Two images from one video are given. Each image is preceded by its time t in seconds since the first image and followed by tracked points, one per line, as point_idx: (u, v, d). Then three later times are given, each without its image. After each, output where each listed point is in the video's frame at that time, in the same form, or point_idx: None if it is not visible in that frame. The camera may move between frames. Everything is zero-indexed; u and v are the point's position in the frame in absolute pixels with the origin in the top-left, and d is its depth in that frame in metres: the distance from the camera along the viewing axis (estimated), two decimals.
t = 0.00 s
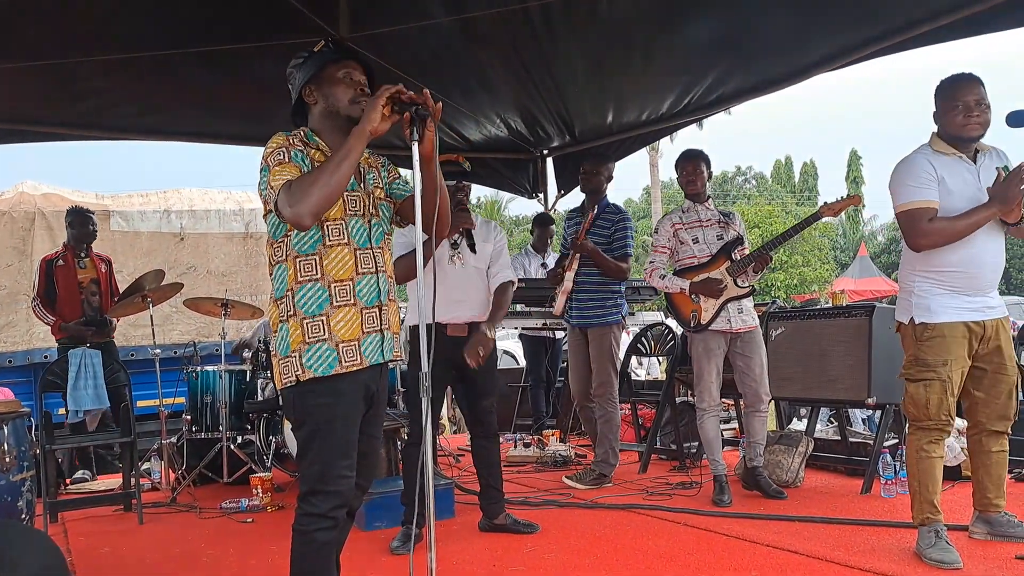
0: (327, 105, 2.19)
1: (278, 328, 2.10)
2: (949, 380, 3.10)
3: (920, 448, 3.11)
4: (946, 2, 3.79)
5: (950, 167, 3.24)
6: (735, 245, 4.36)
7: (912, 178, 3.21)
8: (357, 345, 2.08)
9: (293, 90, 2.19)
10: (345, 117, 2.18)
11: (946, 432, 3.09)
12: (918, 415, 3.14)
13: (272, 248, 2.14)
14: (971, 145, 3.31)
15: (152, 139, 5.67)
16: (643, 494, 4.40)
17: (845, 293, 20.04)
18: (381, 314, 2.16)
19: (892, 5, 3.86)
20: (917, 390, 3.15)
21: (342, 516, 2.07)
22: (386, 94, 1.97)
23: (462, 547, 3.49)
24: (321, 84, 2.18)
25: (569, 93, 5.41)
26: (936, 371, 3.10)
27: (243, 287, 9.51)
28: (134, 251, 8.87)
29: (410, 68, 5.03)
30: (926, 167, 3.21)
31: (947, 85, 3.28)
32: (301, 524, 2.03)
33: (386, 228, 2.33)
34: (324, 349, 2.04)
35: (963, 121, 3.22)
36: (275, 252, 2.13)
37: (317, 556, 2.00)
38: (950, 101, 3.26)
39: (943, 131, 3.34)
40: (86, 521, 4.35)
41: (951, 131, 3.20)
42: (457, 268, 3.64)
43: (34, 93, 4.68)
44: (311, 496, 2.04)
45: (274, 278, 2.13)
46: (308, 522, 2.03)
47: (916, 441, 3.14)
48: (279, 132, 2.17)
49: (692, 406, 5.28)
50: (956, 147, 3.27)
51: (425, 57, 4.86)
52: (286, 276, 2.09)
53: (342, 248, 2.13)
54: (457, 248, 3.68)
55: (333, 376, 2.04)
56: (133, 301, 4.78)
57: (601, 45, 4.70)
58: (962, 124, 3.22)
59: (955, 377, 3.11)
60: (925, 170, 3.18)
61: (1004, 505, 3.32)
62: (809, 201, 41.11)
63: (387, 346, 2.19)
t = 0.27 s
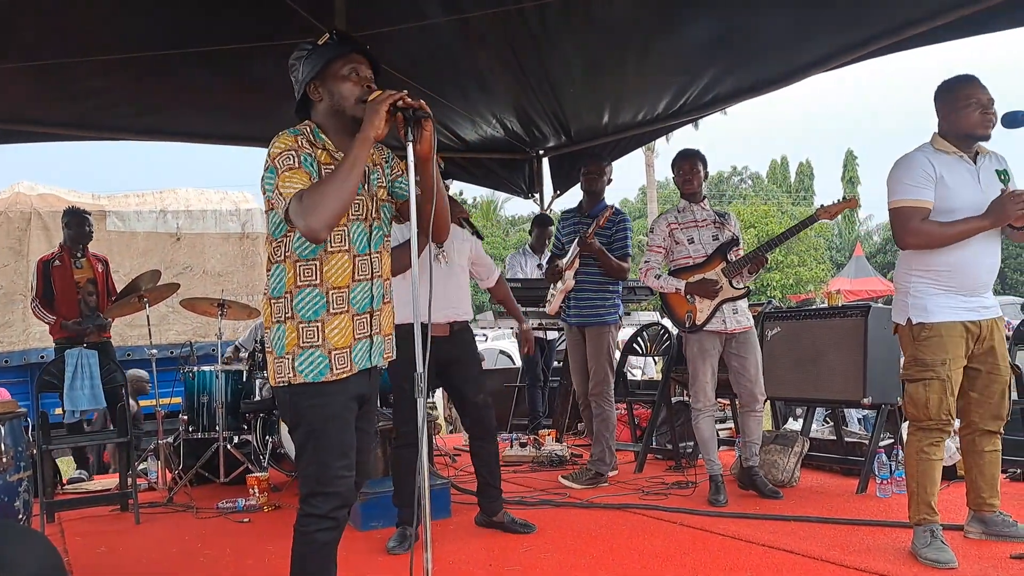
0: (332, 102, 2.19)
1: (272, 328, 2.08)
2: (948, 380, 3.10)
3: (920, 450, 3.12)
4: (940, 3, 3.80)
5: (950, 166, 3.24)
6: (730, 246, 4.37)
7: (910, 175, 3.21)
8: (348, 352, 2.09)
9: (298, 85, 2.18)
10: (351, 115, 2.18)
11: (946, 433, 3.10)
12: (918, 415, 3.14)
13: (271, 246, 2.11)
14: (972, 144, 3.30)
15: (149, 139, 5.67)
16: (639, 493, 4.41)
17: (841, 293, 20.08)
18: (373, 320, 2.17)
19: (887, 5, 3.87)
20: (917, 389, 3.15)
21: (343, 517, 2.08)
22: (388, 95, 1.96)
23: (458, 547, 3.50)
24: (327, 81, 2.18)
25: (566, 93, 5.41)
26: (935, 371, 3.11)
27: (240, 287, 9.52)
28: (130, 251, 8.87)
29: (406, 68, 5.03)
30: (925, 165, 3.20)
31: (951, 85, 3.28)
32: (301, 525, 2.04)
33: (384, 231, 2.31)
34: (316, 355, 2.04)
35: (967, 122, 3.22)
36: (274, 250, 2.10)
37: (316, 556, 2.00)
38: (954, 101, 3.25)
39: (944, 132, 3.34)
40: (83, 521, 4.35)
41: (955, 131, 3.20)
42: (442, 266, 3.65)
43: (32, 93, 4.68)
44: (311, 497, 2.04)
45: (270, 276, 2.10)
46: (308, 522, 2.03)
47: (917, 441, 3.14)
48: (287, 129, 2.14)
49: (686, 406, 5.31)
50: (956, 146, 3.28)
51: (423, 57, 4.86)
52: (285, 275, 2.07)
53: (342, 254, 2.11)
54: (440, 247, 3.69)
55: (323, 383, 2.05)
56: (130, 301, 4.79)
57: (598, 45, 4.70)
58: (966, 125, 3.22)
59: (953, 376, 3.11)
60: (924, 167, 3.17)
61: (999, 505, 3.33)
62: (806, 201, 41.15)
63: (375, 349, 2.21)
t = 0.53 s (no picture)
0: (332, 100, 2.19)
1: (269, 327, 2.07)
2: (942, 378, 3.12)
3: (914, 449, 3.13)
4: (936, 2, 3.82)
5: (949, 164, 3.23)
6: (727, 244, 4.37)
7: (912, 171, 3.18)
8: (349, 352, 2.09)
9: (298, 82, 2.18)
10: (351, 113, 2.18)
11: (939, 432, 3.10)
12: (911, 415, 3.14)
13: (269, 245, 2.09)
14: (969, 139, 3.28)
15: (146, 137, 5.66)
16: (636, 491, 4.41)
17: (837, 291, 20.11)
18: (373, 319, 2.17)
19: (883, 4, 3.88)
20: (910, 388, 3.16)
21: (345, 517, 2.07)
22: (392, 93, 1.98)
23: (456, 545, 3.50)
24: (327, 78, 2.18)
25: (562, 92, 5.41)
26: (929, 369, 3.12)
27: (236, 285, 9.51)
28: (126, 249, 8.85)
29: (404, 66, 5.02)
30: (927, 161, 3.18)
31: (949, 82, 3.28)
32: (303, 525, 2.03)
33: (381, 229, 2.31)
34: (316, 355, 2.04)
35: (969, 119, 3.22)
36: (272, 248, 2.09)
37: (318, 556, 2.00)
38: (953, 98, 3.25)
39: (940, 128, 3.35)
40: (81, 519, 4.35)
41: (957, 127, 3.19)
42: (444, 262, 3.66)
43: (28, 91, 4.67)
44: (313, 497, 2.04)
45: (268, 275, 2.09)
46: (310, 522, 2.03)
47: (909, 439, 3.16)
48: (288, 128, 2.12)
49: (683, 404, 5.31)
50: (954, 144, 3.27)
51: (421, 55, 4.85)
52: (285, 275, 2.06)
53: (342, 254, 2.11)
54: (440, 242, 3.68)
55: (323, 383, 2.04)
56: (127, 300, 4.75)
57: (595, 43, 4.70)
58: (966, 122, 3.22)
59: (947, 375, 3.13)
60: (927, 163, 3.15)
61: (993, 503, 3.34)
62: (802, 199, 41.20)
63: (375, 349, 2.21)
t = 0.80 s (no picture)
0: (328, 99, 2.18)
1: (263, 326, 2.07)
2: (939, 375, 3.12)
3: (910, 445, 3.14)
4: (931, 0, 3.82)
5: (945, 166, 3.23)
6: (724, 241, 4.36)
7: (905, 176, 3.20)
8: (345, 351, 2.09)
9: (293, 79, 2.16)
10: (347, 111, 2.18)
11: (936, 428, 3.10)
12: (909, 411, 3.15)
13: (260, 244, 2.10)
14: (966, 139, 3.28)
15: (142, 135, 5.65)
16: (632, 489, 4.42)
17: (833, 289, 20.13)
18: (370, 318, 2.17)
19: (879, 3, 3.88)
20: (907, 384, 3.17)
21: (338, 516, 2.08)
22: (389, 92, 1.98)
23: (451, 543, 3.50)
24: (322, 76, 2.17)
25: (559, 90, 5.41)
26: (926, 367, 3.12)
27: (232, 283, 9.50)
28: (122, 247, 8.84)
29: (400, 64, 5.02)
30: (921, 164, 3.19)
31: (945, 83, 3.28)
32: (296, 524, 2.04)
33: (375, 227, 2.31)
34: (311, 355, 2.04)
35: (964, 120, 3.21)
36: (264, 249, 2.09)
37: (311, 555, 2.00)
38: (950, 99, 3.25)
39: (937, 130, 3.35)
40: (77, 517, 4.34)
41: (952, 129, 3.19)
42: (448, 260, 3.69)
43: (24, 89, 4.66)
44: (306, 496, 2.05)
45: (261, 275, 2.10)
46: (303, 522, 2.03)
47: (906, 436, 3.16)
48: (280, 128, 2.10)
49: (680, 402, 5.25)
50: (950, 145, 3.27)
51: (416, 53, 4.85)
52: (279, 275, 2.06)
53: (336, 253, 2.11)
54: (446, 241, 3.71)
55: (318, 382, 2.05)
56: (121, 297, 4.79)
57: (591, 41, 4.69)
58: (963, 123, 3.22)
59: (944, 371, 3.13)
60: (921, 168, 3.16)
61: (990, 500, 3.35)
62: (799, 197, 41.21)
63: (374, 348, 2.21)
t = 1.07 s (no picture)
0: (322, 96, 2.17)
1: (256, 324, 2.07)
2: (936, 372, 3.12)
3: (908, 441, 3.13)
4: None
5: (940, 162, 3.23)
6: (726, 238, 4.35)
7: (902, 172, 3.19)
8: (338, 347, 2.09)
9: (286, 76, 2.15)
10: (342, 108, 2.18)
11: (935, 426, 3.11)
12: (907, 408, 3.15)
13: (253, 241, 2.10)
14: (963, 137, 3.28)
15: (139, 132, 5.63)
16: (629, 487, 4.42)
17: (831, 287, 20.13)
18: (363, 314, 2.17)
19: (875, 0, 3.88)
20: (905, 382, 3.18)
21: (328, 512, 2.09)
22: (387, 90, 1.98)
23: (446, 541, 3.50)
24: (316, 72, 2.16)
25: (555, 87, 5.41)
26: (924, 364, 3.13)
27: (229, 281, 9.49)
28: (119, 245, 8.82)
29: (397, 61, 5.01)
30: (917, 161, 3.19)
31: (942, 80, 3.28)
32: (286, 521, 2.05)
33: (367, 223, 2.31)
34: (305, 352, 2.04)
35: (960, 116, 3.21)
36: (257, 246, 2.09)
37: (301, 552, 2.01)
38: (946, 96, 3.25)
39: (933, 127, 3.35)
40: (73, 515, 4.34)
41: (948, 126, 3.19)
42: (451, 255, 3.70)
43: (20, 86, 4.64)
44: (296, 493, 2.05)
45: (254, 273, 2.09)
46: (294, 518, 2.04)
47: (904, 434, 3.16)
48: (272, 125, 2.10)
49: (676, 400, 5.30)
50: (946, 141, 3.27)
51: (412, 50, 4.84)
52: (272, 272, 2.06)
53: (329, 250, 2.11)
54: (450, 237, 3.73)
55: (312, 379, 2.05)
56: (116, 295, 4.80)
57: (587, 38, 4.69)
58: (959, 120, 3.22)
59: (942, 369, 3.13)
60: (917, 164, 3.16)
61: (986, 497, 3.35)
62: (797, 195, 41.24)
63: (367, 344, 2.21)
